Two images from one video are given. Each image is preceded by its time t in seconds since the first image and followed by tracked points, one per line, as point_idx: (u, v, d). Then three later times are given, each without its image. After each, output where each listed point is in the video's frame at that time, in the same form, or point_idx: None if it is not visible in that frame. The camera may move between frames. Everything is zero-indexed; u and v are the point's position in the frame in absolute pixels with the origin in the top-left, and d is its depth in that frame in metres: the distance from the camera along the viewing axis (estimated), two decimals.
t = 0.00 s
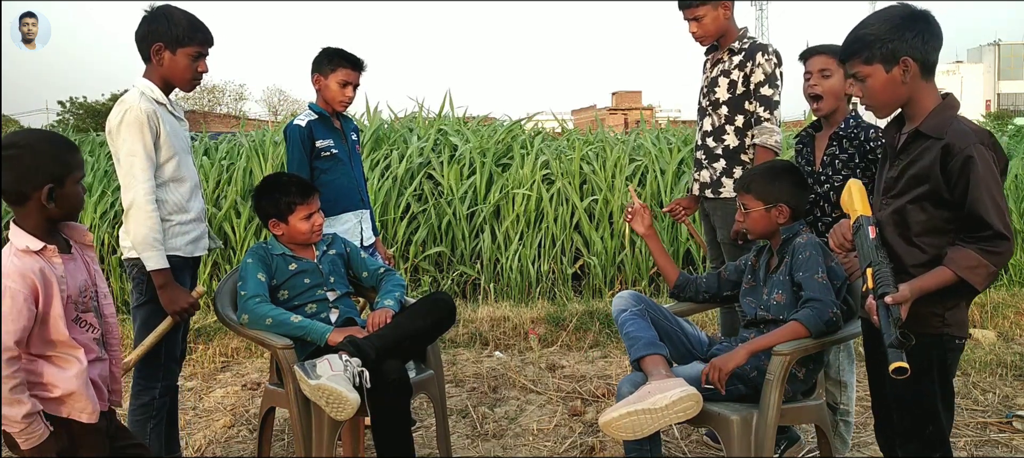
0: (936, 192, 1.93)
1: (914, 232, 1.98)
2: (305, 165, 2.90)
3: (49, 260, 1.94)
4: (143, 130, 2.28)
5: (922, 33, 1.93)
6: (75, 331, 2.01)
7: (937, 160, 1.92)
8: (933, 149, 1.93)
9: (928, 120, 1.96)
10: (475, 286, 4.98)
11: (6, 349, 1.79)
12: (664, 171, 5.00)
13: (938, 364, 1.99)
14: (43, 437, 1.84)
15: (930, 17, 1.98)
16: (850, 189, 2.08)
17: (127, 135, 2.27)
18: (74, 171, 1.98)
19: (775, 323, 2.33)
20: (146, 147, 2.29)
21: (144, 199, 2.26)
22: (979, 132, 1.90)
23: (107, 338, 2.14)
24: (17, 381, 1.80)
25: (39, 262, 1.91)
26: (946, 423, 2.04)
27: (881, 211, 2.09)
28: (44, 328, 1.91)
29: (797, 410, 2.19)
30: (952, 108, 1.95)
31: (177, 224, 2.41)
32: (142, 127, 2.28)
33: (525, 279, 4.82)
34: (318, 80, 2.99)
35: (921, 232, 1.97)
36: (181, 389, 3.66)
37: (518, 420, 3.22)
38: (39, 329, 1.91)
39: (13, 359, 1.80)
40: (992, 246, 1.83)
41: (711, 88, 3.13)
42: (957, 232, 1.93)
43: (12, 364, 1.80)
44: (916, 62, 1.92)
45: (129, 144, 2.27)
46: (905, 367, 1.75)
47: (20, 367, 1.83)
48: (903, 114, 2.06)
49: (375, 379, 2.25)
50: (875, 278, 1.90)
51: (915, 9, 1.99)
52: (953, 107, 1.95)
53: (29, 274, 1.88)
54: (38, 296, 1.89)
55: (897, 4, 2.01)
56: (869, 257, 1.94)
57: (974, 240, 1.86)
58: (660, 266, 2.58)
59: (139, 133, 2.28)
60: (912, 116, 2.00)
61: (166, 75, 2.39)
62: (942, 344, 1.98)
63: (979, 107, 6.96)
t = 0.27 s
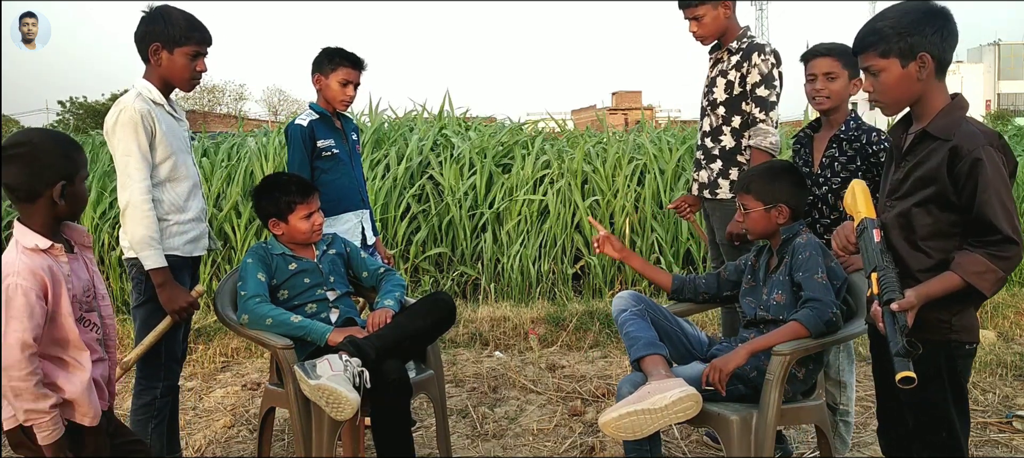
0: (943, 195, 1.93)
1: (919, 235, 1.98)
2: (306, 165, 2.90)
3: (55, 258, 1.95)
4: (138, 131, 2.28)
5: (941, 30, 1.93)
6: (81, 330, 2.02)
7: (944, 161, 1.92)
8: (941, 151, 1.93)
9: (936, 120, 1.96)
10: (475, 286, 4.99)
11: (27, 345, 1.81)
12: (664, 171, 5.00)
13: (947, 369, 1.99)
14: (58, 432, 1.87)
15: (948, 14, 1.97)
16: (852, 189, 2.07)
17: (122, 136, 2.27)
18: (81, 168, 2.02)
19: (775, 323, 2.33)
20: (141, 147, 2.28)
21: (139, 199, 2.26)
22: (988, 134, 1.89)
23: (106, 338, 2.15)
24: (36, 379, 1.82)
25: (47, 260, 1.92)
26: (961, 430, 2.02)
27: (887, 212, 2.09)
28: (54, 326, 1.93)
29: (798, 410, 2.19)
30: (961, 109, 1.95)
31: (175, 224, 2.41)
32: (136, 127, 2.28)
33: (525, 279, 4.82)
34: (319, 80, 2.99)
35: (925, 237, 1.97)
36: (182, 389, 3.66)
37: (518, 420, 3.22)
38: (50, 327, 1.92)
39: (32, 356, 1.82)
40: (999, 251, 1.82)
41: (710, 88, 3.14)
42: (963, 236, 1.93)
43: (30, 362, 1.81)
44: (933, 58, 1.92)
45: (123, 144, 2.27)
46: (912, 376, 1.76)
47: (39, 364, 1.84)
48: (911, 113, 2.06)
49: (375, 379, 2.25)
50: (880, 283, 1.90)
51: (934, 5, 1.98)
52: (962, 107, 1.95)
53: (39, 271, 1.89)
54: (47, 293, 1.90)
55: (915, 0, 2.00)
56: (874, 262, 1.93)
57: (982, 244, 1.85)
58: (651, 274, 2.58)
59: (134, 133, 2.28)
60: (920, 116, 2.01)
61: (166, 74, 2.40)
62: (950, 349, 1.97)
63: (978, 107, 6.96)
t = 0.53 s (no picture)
0: (946, 194, 1.92)
1: (926, 237, 1.98)
2: (307, 166, 2.90)
3: (67, 255, 1.99)
4: (136, 130, 2.28)
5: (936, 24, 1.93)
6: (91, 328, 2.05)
7: (945, 161, 1.92)
8: (941, 149, 1.93)
9: (935, 118, 1.97)
10: (475, 286, 4.99)
11: (54, 339, 1.84)
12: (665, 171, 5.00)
13: (946, 370, 1.99)
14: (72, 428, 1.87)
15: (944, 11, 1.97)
16: (860, 192, 2.10)
17: (121, 136, 2.27)
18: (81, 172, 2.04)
19: (775, 323, 2.33)
20: (140, 147, 2.28)
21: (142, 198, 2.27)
22: (987, 130, 1.89)
23: (108, 338, 2.17)
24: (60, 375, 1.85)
25: (61, 256, 1.96)
26: (966, 432, 2.02)
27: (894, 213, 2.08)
28: (69, 323, 1.96)
29: (797, 410, 2.19)
30: (960, 106, 1.95)
31: (173, 224, 2.41)
32: (135, 127, 2.28)
33: (525, 279, 4.82)
34: (321, 79, 2.99)
35: (932, 236, 1.97)
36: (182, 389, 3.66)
37: (518, 420, 3.22)
38: (66, 323, 1.95)
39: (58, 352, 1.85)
40: (1006, 247, 1.81)
41: (710, 88, 3.14)
42: (971, 235, 1.92)
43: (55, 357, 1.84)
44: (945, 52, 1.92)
45: (123, 144, 2.27)
46: (918, 378, 1.76)
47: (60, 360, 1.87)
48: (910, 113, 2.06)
49: (375, 379, 2.25)
50: (885, 286, 1.91)
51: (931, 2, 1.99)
52: (961, 104, 1.95)
53: (57, 267, 1.92)
54: (66, 289, 1.94)
55: None
56: (879, 265, 1.94)
57: (988, 241, 1.84)
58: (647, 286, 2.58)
59: (132, 133, 2.27)
60: (919, 115, 2.01)
61: (166, 74, 2.39)
62: (951, 349, 1.97)
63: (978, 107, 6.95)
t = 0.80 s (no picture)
0: (898, 204, 1.95)
1: (877, 244, 2.00)
2: (291, 177, 2.92)
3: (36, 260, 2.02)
4: (95, 140, 2.26)
5: (874, 43, 1.98)
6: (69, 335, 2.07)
7: (898, 172, 1.94)
8: (895, 160, 1.95)
9: (893, 129, 1.98)
10: (464, 296, 5.00)
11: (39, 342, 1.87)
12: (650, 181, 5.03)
13: (924, 381, 2.02)
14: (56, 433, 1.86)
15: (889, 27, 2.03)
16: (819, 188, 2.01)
17: (80, 145, 2.26)
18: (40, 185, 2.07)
19: (763, 331, 2.36)
20: (97, 157, 2.26)
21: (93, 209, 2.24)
22: (942, 144, 1.90)
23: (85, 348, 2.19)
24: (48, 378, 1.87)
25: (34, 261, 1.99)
26: (924, 441, 2.04)
27: (843, 220, 2.11)
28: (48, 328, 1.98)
29: (783, 420, 2.21)
30: (919, 119, 1.97)
31: (138, 234, 2.39)
32: (94, 137, 2.26)
33: (512, 289, 4.84)
34: (300, 91, 3.01)
35: (882, 246, 1.99)
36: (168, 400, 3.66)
37: (505, 431, 3.23)
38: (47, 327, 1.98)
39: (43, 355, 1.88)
40: (944, 262, 1.83)
41: (679, 93, 3.17)
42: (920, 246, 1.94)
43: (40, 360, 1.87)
44: (870, 71, 1.97)
45: (80, 154, 2.25)
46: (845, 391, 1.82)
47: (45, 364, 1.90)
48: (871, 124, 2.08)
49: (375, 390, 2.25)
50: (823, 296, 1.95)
51: (871, 19, 2.05)
52: (920, 117, 1.97)
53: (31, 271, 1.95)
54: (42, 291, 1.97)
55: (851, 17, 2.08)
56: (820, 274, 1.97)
57: (929, 254, 1.86)
58: (639, 285, 2.58)
59: (92, 142, 2.26)
60: (876, 127, 2.04)
61: (139, 79, 2.41)
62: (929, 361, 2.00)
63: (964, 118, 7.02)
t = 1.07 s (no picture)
0: (901, 205, 1.95)
1: (880, 244, 2.00)
2: (291, 177, 2.92)
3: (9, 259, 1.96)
4: (95, 140, 2.27)
5: (876, 42, 1.98)
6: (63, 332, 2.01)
7: (901, 172, 1.94)
8: (898, 160, 1.95)
9: (894, 129, 1.98)
10: (464, 297, 5.00)
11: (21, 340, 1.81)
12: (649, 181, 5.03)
13: (926, 381, 2.02)
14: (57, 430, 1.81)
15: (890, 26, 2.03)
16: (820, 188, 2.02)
17: (80, 145, 2.26)
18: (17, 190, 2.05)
19: (763, 331, 2.36)
20: (97, 157, 2.27)
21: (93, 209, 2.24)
22: (945, 145, 1.91)
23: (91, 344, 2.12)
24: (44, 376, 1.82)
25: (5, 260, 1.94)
26: (926, 442, 2.04)
27: (845, 220, 2.10)
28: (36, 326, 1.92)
29: (783, 421, 2.21)
30: (920, 119, 1.97)
31: (139, 235, 2.39)
32: (94, 137, 2.26)
33: (512, 289, 4.84)
34: (301, 91, 3.01)
35: (884, 246, 1.99)
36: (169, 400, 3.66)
37: (505, 431, 3.23)
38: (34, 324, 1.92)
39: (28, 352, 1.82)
40: (948, 262, 1.83)
41: (679, 93, 3.18)
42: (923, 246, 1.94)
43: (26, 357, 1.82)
44: (872, 71, 1.97)
45: (80, 154, 2.25)
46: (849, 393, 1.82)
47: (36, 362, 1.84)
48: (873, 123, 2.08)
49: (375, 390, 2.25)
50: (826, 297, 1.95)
51: (872, 19, 2.05)
52: (922, 118, 1.97)
53: None
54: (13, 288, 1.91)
55: (853, 16, 2.07)
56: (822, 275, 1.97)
57: (932, 255, 1.86)
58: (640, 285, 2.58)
59: (92, 143, 2.26)
60: (877, 127, 2.04)
61: (140, 79, 2.41)
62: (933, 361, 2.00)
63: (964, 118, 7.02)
